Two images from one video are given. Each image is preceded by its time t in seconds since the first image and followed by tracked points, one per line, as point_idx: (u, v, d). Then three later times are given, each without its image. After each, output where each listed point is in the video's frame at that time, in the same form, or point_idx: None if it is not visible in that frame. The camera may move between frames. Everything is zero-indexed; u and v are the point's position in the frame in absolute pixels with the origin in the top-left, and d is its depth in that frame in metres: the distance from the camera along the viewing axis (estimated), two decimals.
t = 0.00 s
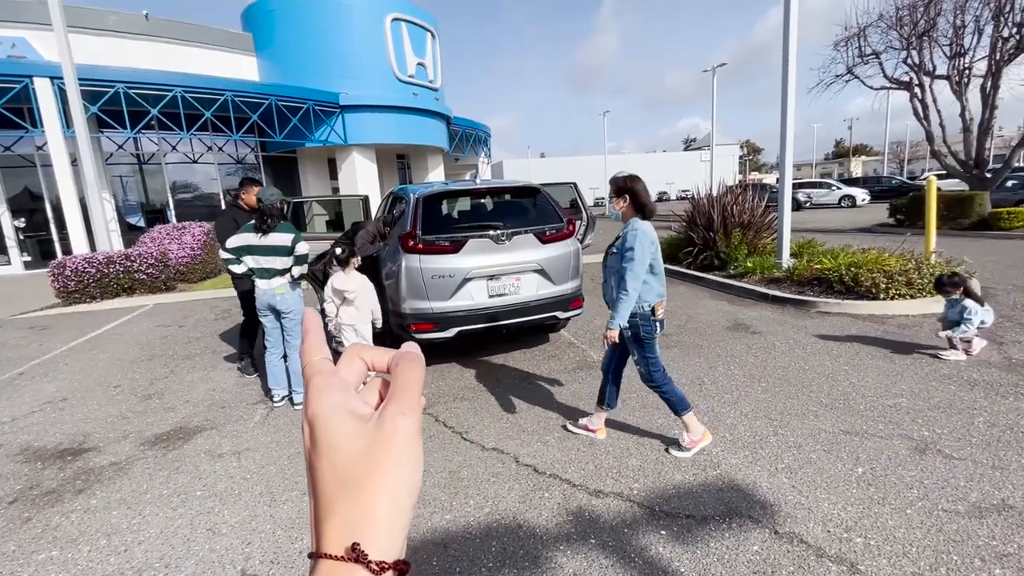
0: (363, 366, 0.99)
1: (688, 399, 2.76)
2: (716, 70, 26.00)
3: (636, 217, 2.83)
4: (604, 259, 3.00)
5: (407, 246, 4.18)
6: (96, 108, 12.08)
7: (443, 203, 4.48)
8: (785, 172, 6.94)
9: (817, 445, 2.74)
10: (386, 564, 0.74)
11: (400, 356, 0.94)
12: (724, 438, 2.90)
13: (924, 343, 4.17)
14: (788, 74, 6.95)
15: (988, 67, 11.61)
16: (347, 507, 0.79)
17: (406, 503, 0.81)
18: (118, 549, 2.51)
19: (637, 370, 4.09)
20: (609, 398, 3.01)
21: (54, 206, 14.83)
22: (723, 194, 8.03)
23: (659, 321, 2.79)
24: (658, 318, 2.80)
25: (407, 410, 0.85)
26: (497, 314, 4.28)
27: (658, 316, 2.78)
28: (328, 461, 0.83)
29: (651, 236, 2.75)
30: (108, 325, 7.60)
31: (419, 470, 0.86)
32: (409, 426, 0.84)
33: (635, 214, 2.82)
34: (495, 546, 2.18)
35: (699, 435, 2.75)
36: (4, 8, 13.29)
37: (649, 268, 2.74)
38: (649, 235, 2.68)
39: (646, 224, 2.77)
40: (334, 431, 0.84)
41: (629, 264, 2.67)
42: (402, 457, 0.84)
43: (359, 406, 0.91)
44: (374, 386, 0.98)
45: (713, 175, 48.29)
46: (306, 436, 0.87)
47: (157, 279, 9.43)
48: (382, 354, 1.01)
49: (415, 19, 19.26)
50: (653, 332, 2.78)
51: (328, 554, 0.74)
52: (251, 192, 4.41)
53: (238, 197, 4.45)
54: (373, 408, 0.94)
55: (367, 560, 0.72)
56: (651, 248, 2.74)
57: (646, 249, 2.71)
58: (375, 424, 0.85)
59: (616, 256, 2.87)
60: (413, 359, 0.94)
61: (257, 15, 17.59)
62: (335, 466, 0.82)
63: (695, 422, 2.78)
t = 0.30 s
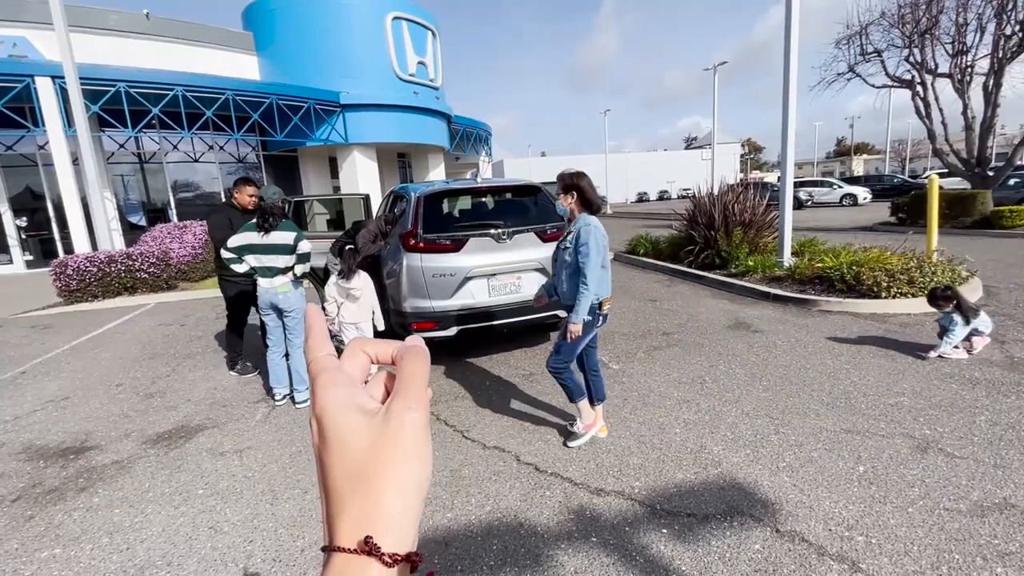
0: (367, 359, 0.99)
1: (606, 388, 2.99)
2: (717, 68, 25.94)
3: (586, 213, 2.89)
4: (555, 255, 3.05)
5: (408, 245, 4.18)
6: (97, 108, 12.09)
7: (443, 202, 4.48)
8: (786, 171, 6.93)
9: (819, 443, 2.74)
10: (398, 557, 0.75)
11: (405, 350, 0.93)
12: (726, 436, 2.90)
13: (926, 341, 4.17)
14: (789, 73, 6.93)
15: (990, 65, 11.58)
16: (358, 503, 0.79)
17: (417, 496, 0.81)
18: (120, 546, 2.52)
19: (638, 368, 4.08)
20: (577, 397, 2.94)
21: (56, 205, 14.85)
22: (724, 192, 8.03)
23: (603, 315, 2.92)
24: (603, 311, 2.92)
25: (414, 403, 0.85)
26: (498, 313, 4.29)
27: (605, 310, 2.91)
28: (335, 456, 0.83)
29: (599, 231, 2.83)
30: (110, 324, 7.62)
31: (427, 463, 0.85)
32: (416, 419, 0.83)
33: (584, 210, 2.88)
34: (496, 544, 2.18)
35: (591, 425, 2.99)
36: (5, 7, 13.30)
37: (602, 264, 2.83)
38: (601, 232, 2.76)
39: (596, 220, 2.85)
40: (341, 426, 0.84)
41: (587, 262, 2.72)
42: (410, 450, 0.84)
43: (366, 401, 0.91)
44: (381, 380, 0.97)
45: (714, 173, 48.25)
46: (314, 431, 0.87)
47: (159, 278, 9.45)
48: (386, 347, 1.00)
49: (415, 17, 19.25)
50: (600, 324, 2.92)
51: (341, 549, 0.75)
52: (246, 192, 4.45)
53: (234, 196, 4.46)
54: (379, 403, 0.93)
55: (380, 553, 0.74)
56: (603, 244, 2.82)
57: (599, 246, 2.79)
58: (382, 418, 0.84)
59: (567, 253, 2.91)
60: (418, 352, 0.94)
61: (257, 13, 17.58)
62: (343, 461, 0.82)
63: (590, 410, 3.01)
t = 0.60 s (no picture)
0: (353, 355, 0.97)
1: (520, 398, 3.02)
2: (717, 67, 26.02)
3: (526, 219, 2.89)
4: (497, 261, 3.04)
5: (409, 243, 4.16)
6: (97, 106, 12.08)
7: (444, 200, 4.48)
8: (787, 170, 6.92)
9: (820, 442, 2.74)
10: (385, 559, 0.77)
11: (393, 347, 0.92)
12: (727, 435, 2.91)
13: (927, 340, 4.17)
14: (791, 71, 6.92)
15: (992, 63, 11.56)
16: (346, 504, 0.80)
17: (405, 495, 0.82)
18: (123, 545, 2.52)
19: (639, 367, 4.08)
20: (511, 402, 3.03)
21: (56, 203, 14.87)
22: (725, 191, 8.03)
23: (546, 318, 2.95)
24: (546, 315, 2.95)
25: (401, 401, 0.84)
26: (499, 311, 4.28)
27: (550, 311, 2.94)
28: (321, 457, 0.83)
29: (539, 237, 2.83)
30: (111, 322, 7.63)
31: (415, 460, 0.85)
32: (402, 419, 0.83)
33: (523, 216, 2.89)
34: (498, 542, 2.19)
35: (590, 410, 3.13)
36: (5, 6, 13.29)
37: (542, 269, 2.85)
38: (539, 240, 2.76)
39: (536, 226, 2.86)
40: (326, 427, 0.84)
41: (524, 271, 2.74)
42: (397, 449, 0.84)
43: (352, 399, 0.90)
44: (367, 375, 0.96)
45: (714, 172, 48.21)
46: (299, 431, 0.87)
47: (160, 276, 9.47)
48: (372, 342, 0.99)
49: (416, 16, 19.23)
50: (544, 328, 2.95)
51: (329, 551, 0.77)
52: (236, 193, 4.46)
53: (223, 197, 4.48)
54: (365, 400, 0.92)
55: (366, 556, 0.76)
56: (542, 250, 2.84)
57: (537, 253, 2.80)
58: (368, 417, 0.84)
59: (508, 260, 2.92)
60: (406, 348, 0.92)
61: (257, 12, 17.55)
62: (328, 461, 0.82)
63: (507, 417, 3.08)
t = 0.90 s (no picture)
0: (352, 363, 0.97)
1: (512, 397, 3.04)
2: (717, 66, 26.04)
3: (474, 216, 2.97)
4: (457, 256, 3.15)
5: (409, 243, 4.16)
6: (96, 105, 12.06)
7: (443, 200, 4.47)
8: (787, 170, 6.92)
9: (821, 441, 2.74)
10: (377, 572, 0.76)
11: (393, 357, 0.91)
12: (727, 434, 2.90)
13: (927, 340, 4.17)
14: (791, 71, 6.91)
15: (992, 63, 11.56)
16: (339, 514, 0.80)
17: (399, 507, 0.81)
18: (122, 544, 2.52)
19: (639, 366, 4.08)
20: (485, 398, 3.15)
21: (55, 202, 14.84)
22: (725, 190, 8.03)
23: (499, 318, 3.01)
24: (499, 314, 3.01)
25: (399, 411, 0.83)
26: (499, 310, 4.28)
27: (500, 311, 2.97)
28: (316, 467, 0.82)
29: (484, 236, 2.90)
30: (110, 321, 7.61)
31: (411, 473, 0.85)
32: (400, 430, 0.82)
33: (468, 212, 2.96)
34: (497, 542, 2.18)
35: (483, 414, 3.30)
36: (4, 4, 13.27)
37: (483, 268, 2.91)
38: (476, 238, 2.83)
39: (481, 223, 2.93)
40: (323, 437, 0.83)
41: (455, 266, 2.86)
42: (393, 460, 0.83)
43: (350, 409, 0.90)
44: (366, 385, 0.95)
45: (714, 172, 48.23)
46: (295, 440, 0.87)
47: (159, 275, 9.46)
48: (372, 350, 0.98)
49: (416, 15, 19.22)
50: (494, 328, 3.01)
51: (320, 563, 0.76)
52: (232, 191, 4.45)
53: (218, 195, 4.47)
54: (363, 410, 0.91)
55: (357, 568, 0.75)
56: (483, 248, 2.90)
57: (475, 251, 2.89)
58: (366, 426, 0.84)
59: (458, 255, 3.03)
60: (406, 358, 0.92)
61: (257, 11, 17.53)
62: (323, 472, 0.82)
63: (506, 416, 3.08)
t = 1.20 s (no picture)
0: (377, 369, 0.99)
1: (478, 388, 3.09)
2: (717, 67, 26.11)
3: (428, 221, 3.15)
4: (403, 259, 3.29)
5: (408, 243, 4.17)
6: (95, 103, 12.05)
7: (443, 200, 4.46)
8: (787, 172, 6.92)
9: (819, 443, 2.74)
10: None
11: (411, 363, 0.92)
12: (726, 436, 2.90)
13: (926, 341, 4.17)
14: (791, 72, 6.91)
15: (992, 66, 11.56)
16: (352, 519, 0.79)
17: (412, 514, 0.81)
18: (118, 544, 2.51)
19: (638, 368, 4.07)
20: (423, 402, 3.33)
21: (54, 201, 14.83)
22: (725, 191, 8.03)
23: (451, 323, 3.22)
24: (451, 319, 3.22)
25: (413, 417, 0.85)
26: (498, 310, 4.27)
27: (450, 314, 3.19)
28: (333, 471, 0.82)
29: (438, 240, 3.09)
30: (108, 321, 7.59)
31: (425, 481, 0.84)
32: (412, 435, 0.83)
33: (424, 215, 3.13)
34: (496, 543, 2.18)
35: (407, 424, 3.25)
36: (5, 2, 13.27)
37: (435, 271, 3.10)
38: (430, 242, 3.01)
39: (435, 228, 3.11)
40: (341, 441, 0.84)
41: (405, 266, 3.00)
42: (406, 465, 0.83)
43: (368, 413, 0.90)
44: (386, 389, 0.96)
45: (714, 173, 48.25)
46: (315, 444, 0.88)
47: (158, 275, 9.46)
48: (397, 358, 1.00)
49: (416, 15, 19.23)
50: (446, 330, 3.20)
51: (333, 569, 0.75)
52: (230, 190, 4.43)
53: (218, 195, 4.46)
54: (380, 415, 0.92)
55: None
56: (436, 252, 3.09)
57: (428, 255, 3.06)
58: (382, 431, 0.84)
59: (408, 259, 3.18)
60: (422, 365, 0.94)
61: (257, 10, 17.52)
62: (340, 475, 0.82)
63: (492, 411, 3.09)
